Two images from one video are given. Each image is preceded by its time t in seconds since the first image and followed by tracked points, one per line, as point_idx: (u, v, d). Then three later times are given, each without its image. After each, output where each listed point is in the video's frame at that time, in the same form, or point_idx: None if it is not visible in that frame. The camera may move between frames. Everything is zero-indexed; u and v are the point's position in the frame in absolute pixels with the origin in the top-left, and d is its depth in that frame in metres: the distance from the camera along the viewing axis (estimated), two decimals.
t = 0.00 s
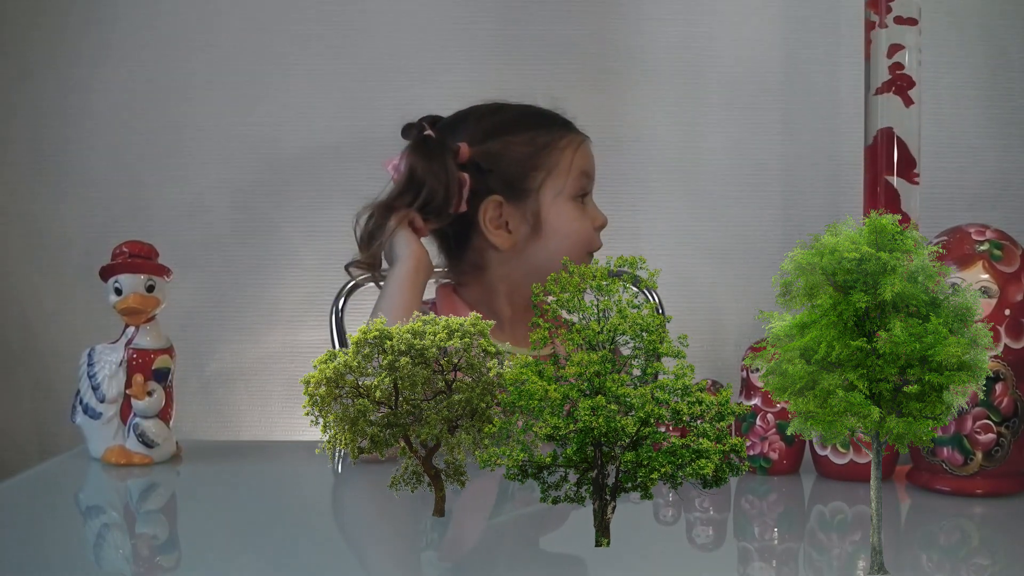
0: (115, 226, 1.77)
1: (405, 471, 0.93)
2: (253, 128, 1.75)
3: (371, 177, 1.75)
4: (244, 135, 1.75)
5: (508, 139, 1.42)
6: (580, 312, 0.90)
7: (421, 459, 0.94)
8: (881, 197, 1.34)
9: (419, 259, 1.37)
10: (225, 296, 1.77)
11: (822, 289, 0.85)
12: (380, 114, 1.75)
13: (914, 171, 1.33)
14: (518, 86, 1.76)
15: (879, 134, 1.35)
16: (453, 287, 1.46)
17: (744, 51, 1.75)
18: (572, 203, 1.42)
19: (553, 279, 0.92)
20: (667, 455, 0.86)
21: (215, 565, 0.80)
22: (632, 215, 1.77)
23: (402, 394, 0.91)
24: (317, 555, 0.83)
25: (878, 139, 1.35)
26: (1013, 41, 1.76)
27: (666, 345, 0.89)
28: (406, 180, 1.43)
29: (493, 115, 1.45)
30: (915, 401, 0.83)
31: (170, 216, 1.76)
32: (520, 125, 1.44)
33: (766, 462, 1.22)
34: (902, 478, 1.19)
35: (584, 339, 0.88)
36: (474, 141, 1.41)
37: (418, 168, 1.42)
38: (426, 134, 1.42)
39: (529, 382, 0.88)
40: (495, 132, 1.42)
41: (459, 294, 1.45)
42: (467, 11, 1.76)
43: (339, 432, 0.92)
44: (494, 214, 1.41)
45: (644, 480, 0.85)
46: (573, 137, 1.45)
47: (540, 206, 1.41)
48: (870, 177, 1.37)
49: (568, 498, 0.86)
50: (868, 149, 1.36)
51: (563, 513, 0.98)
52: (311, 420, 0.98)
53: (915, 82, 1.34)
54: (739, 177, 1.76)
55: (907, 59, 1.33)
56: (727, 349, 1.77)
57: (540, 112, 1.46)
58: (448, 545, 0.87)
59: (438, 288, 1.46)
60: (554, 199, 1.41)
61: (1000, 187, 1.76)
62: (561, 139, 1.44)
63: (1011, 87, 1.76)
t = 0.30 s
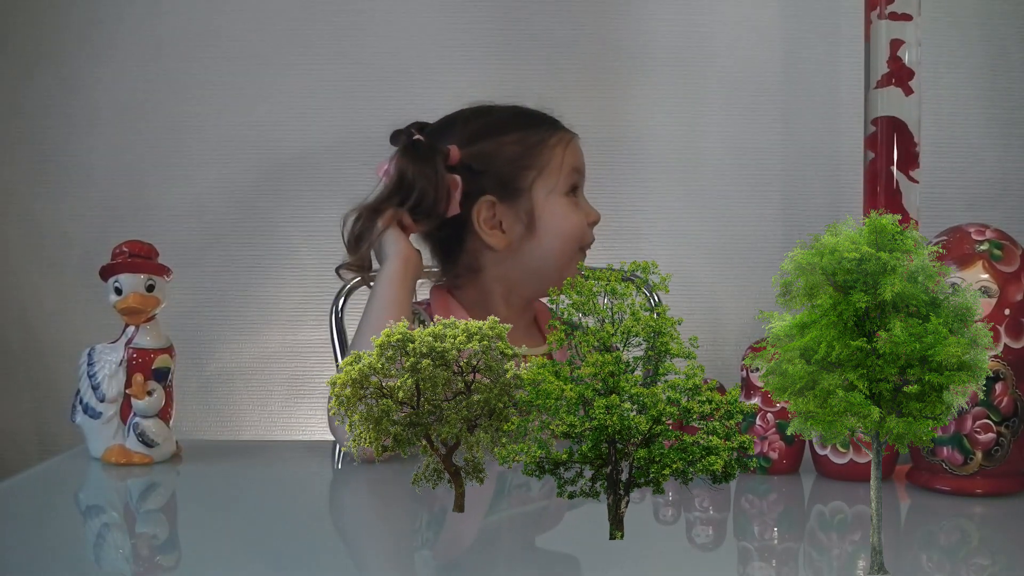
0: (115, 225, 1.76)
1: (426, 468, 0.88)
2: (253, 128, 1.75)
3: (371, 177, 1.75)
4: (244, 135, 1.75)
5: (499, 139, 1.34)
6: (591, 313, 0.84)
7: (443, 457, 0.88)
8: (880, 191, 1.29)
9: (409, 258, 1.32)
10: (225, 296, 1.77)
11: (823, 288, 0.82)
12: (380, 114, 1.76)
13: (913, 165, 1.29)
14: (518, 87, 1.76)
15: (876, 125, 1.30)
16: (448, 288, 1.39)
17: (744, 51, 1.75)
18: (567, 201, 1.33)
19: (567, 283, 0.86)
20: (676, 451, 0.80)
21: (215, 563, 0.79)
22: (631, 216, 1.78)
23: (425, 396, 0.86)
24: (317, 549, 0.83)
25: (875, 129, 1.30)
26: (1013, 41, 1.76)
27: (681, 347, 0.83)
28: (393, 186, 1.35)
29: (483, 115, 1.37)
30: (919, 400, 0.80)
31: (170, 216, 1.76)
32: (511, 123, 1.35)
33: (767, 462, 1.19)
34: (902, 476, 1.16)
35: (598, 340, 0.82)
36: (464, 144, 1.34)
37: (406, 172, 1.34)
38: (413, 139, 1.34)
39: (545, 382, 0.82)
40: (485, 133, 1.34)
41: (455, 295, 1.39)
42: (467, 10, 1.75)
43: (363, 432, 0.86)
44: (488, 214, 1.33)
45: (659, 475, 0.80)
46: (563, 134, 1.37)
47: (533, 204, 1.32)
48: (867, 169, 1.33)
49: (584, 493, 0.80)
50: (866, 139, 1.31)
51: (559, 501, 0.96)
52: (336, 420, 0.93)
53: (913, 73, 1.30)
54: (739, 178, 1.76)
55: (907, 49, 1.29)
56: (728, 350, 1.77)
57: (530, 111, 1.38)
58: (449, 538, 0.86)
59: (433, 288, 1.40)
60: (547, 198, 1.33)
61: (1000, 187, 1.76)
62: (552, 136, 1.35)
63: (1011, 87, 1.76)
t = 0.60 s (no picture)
0: (115, 226, 1.77)
1: (444, 466, 0.84)
2: (253, 128, 1.75)
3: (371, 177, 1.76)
4: (244, 135, 1.75)
5: (484, 143, 1.27)
6: (601, 316, 0.81)
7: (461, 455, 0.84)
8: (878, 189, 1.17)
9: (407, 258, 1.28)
10: (225, 296, 1.77)
11: (823, 288, 0.78)
12: (380, 115, 1.76)
13: (914, 161, 1.16)
14: (518, 88, 1.76)
15: (875, 117, 1.18)
16: (442, 295, 1.31)
17: (744, 51, 1.75)
18: (557, 202, 1.26)
19: (585, 288, 0.82)
20: (688, 449, 0.77)
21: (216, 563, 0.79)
22: (632, 217, 1.78)
23: (442, 396, 0.82)
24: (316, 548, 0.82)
25: (874, 122, 1.18)
26: (1013, 41, 1.76)
27: (690, 349, 0.80)
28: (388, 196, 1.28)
29: (468, 120, 1.30)
30: (921, 399, 0.76)
31: (170, 216, 1.76)
32: (495, 125, 1.28)
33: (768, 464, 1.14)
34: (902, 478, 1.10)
35: (610, 342, 0.80)
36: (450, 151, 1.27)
37: (397, 182, 1.26)
38: (399, 150, 1.26)
39: (560, 382, 0.79)
40: (471, 138, 1.28)
41: (448, 301, 1.31)
42: (467, 10, 1.76)
43: (383, 431, 0.84)
44: (477, 221, 1.26)
45: (669, 473, 0.77)
46: (549, 133, 1.29)
47: (522, 208, 1.25)
48: (868, 166, 1.20)
49: (599, 491, 0.78)
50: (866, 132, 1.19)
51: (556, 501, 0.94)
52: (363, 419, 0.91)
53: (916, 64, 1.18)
54: (739, 178, 1.76)
55: (907, 41, 1.17)
56: (728, 350, 1.77)
57: (516, 113, 1.31)
58: (445, 537, 0.85)
59: (428, 294, 1.33)
60: (536, 200, 1.25)
61: (1000, 187, 1.76)
62: (538, 135, 1.28)
63: (1011, 87, 1.76)
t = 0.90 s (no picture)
0: (115, 226, 1.76)
1: (466, 465, 0.79)
2: (253, 128, 1.75)
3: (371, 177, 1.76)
4: (244, 135, 1.75)
5: (480, 147, 1.22)
6: (614, 318, 0.76)
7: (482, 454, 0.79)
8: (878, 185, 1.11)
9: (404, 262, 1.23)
10: (225, 297, 1.77)
11: (823, 289, 0.73)
12: (380, 114, 1.76)
13: (916, 155, 1.10)
14: (518, 88, 1.76)
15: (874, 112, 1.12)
16: (439, 300, 1.26)
17: (744, 51, 1.75)
18: (555, 207, 1.20)
19: (601, 296, 0.77)
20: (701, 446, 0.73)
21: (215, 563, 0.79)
22: (631, 217, 1.78)
23: (466, 396, 0.77)
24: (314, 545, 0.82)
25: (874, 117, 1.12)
26: (1014, 41, 1.76)
27: (703, 354, 0.75)
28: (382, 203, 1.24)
29: (463, 124, 1.25)
30: (922, 397, 0.71)
31: (170, 216, 1.76)
32: (491, 129, 1.23)
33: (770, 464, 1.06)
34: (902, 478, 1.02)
35: (623, 344, 0.75)
36: (445, 155, 1.22)
37: (392, 189, 1.22)
38: (395, 155, 1.22)
39: (577, 381, 0.75)
40: (466, 142, 1.23)
41: (446, 307, 1.26)
42: (467, 11, 1.76)
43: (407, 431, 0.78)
44: (473, 227, 1.21)
45: (682, 470, 0.74)
46: (546, 136, 1.24)
47: (519, 213, 1.20)
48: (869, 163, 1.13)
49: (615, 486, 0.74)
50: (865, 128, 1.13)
51: (553, 498, 0.93)
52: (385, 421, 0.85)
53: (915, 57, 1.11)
54: (739, 179, 1.77)
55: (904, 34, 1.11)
56: (728, 350, 1.77)
57: (511, 116, 1.26)
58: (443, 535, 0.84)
59: (425, 299, 1.28)
60: (534, 205, 1.20)
61: (1000, 187, 1.76)
62: (534, 139, 1.22)
63: (1011, 87, 1.76)
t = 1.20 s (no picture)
0: (115, 225, 1.76)
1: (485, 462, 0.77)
2: (253, 128, 1.75)
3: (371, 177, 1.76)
4: (244, 135, 1.75)
5: (478, 151, 1.21)
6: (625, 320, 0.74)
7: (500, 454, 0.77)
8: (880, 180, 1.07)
9: (406, 263, 1.22)
10: (225, 296, 1.77)
11: (832, 294, 0.70)
12: (380, 114, 1.76)
13: (918, 150, 1.06)
14: (518, 88, 1.76)
15: (875, 105, 1.08)
16: (442, 303, 1.26)
17: (744, 51, 1.75)
18: (556, 209, 1.19)
19: (614, 299, 0.75)
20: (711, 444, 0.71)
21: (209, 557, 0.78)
22: (632, 218, 1.78)
23: (484, 397, 0.76)
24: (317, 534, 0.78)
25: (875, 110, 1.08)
26: (1014, 41, 1.76)
27: (716, 357, 0.73)
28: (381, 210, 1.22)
29: (460, 127, 1.24)
30: (927, 396, 0.68)
31: (170, 215, 1.76)
32: (489, 132, 1.23)
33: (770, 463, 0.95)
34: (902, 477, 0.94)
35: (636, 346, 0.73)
36: (444, 160, 1.21)
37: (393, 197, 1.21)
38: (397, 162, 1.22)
39: (591, 381, 0.72)
40: (465, 145, 1.22)
41: (449, 309, 1.25)
42: (467, 11, 1.76)
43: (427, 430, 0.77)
44: (474, 230, 1.21)
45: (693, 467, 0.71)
46: (545, 137, 1.23)
47: (520, 216, 1.19)
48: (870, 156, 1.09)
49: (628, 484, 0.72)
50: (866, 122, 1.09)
51: (556, 496, 0.87)
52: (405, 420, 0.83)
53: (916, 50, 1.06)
54: (739, 179, 1.77)
55: (905, 27, 1.06)
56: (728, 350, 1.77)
57: (508, 118, 1.26)
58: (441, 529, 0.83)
59: (427, 303, 1.28)
60: (535, 208, 1.19)
61: (1000, 187, 1.76)
62: (533, 141, 1.22)
63: (1011, 87, 1.76)
